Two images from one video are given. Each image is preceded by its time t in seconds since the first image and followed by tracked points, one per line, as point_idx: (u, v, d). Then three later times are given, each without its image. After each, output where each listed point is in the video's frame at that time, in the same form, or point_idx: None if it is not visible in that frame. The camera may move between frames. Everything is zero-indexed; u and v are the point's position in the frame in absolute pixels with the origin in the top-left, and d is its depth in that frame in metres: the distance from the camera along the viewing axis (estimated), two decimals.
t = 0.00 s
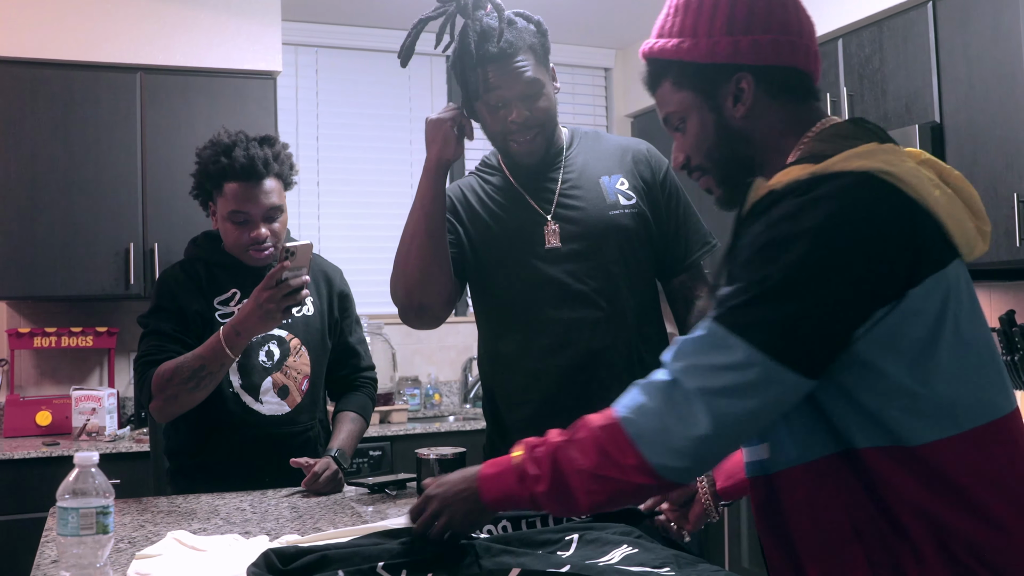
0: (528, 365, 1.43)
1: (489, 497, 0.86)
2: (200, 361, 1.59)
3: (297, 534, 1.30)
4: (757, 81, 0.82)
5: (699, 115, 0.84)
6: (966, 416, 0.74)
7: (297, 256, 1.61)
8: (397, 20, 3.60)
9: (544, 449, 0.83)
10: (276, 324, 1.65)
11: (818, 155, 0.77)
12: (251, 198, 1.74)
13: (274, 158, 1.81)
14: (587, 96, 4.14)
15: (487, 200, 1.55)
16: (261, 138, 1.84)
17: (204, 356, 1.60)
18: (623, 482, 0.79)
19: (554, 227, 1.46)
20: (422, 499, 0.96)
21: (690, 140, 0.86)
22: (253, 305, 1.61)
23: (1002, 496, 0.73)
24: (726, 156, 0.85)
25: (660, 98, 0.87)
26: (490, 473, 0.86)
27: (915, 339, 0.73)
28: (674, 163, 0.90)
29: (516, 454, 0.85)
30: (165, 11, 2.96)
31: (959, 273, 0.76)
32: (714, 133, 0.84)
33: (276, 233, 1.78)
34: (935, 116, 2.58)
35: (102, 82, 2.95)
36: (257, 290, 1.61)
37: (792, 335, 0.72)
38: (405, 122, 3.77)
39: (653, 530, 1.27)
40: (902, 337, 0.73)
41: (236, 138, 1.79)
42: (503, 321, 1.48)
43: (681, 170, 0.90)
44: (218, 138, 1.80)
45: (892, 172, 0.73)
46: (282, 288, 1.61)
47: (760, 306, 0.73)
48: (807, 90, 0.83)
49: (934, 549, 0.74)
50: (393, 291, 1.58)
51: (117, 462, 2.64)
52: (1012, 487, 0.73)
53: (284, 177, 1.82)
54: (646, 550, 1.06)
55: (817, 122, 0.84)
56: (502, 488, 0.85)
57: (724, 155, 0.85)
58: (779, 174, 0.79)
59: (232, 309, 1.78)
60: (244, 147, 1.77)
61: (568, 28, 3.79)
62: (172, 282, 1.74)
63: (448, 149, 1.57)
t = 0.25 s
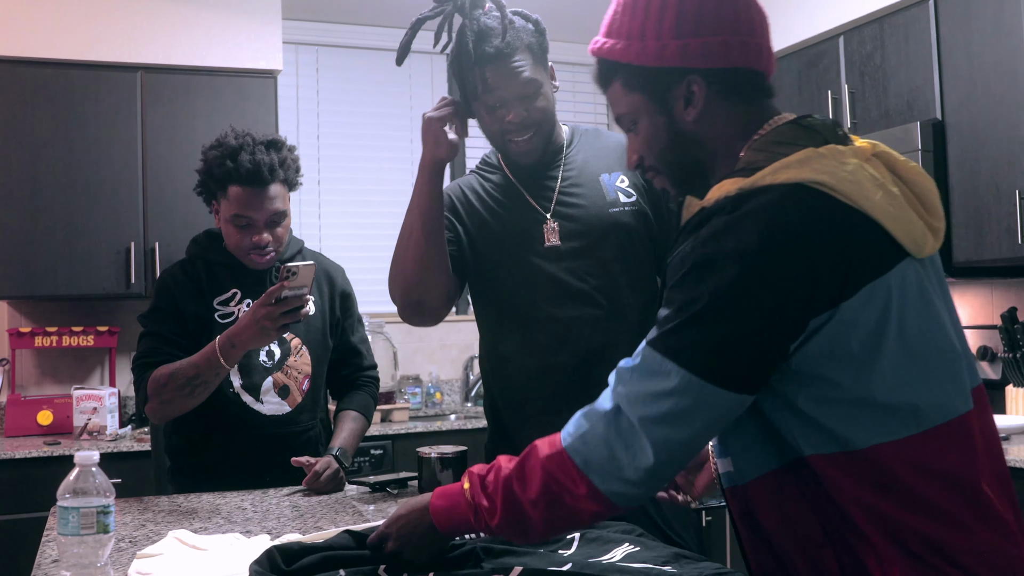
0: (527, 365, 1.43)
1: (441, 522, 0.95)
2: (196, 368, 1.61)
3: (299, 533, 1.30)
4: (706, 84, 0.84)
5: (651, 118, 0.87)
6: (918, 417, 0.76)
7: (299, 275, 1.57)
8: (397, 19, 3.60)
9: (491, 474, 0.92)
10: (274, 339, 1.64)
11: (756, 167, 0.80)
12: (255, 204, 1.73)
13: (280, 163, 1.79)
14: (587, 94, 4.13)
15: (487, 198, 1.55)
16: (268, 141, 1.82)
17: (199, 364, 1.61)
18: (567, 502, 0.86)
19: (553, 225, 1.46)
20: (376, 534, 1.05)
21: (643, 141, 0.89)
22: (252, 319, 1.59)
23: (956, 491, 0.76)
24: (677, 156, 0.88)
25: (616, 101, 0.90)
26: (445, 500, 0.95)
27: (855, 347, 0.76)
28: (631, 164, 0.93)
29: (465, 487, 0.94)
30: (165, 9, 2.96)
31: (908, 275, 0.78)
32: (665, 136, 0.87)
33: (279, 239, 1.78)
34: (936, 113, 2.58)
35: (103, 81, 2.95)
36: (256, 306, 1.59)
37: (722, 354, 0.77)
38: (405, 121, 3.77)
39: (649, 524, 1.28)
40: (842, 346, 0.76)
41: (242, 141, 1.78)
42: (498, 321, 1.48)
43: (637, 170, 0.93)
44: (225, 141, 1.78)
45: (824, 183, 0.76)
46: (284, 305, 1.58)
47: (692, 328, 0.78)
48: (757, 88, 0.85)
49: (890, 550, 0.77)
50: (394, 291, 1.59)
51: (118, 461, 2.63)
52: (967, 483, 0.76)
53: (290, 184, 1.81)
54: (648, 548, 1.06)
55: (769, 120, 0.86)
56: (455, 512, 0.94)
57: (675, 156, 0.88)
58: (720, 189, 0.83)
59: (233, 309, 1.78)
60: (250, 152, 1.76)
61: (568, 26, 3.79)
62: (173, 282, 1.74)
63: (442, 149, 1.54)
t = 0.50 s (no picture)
0: (530, 363, 1.43)
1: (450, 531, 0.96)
2: (195, 370, 1.60)
3: (302, 532, 1.29)
4: (669, 91, 0.84)
5: (615, 128, 0.88)
6: (919, 412, 0.77)
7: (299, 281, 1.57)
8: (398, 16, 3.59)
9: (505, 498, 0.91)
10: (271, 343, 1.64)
11: (733, 175, 0.79)
12: (255, 208, 1.72)
13: (280, 169, 1.76)
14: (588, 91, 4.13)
15: (488, 194, 1.55)
16: (270, 146, 1.81)
17: (198, 366, 1.61)
18: (586, 536, 0.86)
19: (553, 222, 1.45)
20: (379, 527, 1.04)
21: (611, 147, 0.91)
22: (251, 324, 1.59)
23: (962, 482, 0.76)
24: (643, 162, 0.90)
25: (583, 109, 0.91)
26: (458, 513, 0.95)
27: (854, 350, 0.76)
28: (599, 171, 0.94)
29: (474, 503, 0.92)
30: (165, 7, 2.96)
31: (893, 270, 0.78)
32: (628, 142, 0.88)
33: (280, 243, 1.77)
34: (938, 107, 2.57)
35: (104, 80, 2.95)
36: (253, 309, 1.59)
37: (732, 377, 0.75)
38: (406, 118, 3.77)
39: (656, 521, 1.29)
40: (842, 349, 0.76)
41: (242, 146, 1.77)
42: (499, 321, 1.47)
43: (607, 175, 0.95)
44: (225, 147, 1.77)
45: (810, 189, 0.74)
46: (283, 310, 1.58)
47: (701, 355, 0.75)
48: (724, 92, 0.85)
49: (905, 554, 0.76)
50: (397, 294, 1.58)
51: (120, 461, 2.63)
52: (970, 472, 0.77)
53: (290, 186, 1.79)
54: (652, 546, 1.06)
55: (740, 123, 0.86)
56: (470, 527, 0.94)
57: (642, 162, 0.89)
58: (699, 201, 0.81)
59: (234, 308, 1.78)
60: (250, 158, 1.73)
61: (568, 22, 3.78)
62: (174, 282, 1.74)
63: (446, 142, 1.53)
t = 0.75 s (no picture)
0: (535, 365, 1.42)
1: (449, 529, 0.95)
2: (192, 373, 1.60)
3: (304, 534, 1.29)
4: (669, 93, 0.84)
5: (612, 132, 0.87)
6: (922, 414, 0.76)
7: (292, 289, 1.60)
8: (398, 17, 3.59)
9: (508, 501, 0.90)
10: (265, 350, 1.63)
11: (737, 180, 0.78)
12: (254, 210, 1.71)
13: (279, 170, 1.76)
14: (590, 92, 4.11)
15: (492, 196, 1.54)
16: (268, 146, 1.80)
17: (194, 370, 1.60)
18: (584, 539, 0.85)
19: (558, 223, 1.45)
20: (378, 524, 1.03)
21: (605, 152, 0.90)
22: (246, 328, 1.58)
23: (963, 485, 0.76)
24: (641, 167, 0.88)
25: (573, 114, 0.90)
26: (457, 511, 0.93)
27: (860, 355, 0.75)
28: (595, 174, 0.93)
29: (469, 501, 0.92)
30: (165, 7, 2.95)
31: (895, 274, 0.77)
32: (627, 147, 0.87)
33: (281, 244, 1.76)
34: (941, 106, 2.57)
35: (105, 80, 2.94)
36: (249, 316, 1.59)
37: (739, 384, 0.74)
38: (407, 119, 3.76)
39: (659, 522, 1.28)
40: (847, 356, 0.75)
41: (241, 147, 1.76)
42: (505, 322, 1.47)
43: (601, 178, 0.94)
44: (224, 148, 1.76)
45: (817, 195, 0.73)
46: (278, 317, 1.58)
47: (707, 363, 0.74)
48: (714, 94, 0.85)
49: (910, 552, 0.76)
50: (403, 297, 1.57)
51: (121, 462, 2.63)
52: (974, 474, 0.76)
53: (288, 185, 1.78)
54: (656, 547, 1.05)
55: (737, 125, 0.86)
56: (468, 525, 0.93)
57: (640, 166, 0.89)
58: (703, 206, 0.80)
59: (235, 310, 1.77)
60: (248, 159, 1.73)
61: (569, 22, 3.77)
62: (174, 283, 1.73)
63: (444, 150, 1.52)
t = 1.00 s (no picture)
0: (535, 362, 1.41)
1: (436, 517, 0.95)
2: (191, 377, 1.59)
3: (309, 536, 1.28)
4: (683, 91, 0.83)
5: (628, 133, 0.86)
6: (926, 414, 0.76)
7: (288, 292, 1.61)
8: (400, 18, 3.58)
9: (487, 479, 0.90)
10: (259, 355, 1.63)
11: (748, 174, 0.77)
12: (252, 208, 1.71)
13: (273, 167, 1.76)
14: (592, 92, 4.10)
15: (496, 195, 1.54)
16: (262, 144, 1.79)
17: (194, 374, 1.59)
18: (559, 518, 0.85)
19: (560, 221, 1.44)
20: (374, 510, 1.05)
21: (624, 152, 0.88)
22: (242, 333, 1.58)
23: (967, 490, 0.75)
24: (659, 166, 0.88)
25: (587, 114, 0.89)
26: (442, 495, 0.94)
27: (864, 354, 0.74)
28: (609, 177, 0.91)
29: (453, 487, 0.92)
30: (166, 9, 2.95)
31: (904, 275, 0.76)
32: (645, 146, 0.86)
33: (281, 243, 1.75)
34: (945, 106, 2.56)
35: (107, 83, 2.94)
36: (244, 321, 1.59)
37: (735, 375, 0.74)
38: (410, 120, 3.75)
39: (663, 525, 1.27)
40: (852, 355, 0.74)
41: (234, 146, 1.75)
42: (509, 319, 1.46)
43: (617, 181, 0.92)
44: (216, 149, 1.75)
45: (825, 192, 0.72)
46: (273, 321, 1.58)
47: (700, 352, 0.74)
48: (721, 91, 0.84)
49: (914, 551, 0.75)
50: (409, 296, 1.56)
51: (125, 465, 2.62)
52: (980, 478, 0.75)
53: (286, 182, 1.78)
54: (663, 549, 1.04)
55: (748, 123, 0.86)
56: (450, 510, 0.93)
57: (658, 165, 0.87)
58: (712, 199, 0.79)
59: (237, 312, 1.76)
60: (241, 157, 1.73)
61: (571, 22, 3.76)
62: (176, 285, 1.73)
63: (454, 139, 1.50)
